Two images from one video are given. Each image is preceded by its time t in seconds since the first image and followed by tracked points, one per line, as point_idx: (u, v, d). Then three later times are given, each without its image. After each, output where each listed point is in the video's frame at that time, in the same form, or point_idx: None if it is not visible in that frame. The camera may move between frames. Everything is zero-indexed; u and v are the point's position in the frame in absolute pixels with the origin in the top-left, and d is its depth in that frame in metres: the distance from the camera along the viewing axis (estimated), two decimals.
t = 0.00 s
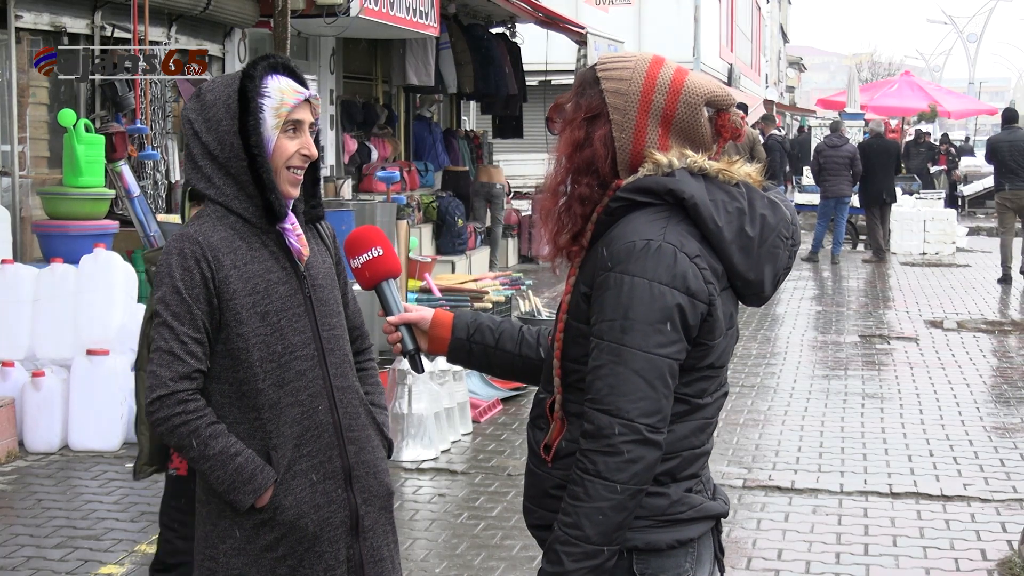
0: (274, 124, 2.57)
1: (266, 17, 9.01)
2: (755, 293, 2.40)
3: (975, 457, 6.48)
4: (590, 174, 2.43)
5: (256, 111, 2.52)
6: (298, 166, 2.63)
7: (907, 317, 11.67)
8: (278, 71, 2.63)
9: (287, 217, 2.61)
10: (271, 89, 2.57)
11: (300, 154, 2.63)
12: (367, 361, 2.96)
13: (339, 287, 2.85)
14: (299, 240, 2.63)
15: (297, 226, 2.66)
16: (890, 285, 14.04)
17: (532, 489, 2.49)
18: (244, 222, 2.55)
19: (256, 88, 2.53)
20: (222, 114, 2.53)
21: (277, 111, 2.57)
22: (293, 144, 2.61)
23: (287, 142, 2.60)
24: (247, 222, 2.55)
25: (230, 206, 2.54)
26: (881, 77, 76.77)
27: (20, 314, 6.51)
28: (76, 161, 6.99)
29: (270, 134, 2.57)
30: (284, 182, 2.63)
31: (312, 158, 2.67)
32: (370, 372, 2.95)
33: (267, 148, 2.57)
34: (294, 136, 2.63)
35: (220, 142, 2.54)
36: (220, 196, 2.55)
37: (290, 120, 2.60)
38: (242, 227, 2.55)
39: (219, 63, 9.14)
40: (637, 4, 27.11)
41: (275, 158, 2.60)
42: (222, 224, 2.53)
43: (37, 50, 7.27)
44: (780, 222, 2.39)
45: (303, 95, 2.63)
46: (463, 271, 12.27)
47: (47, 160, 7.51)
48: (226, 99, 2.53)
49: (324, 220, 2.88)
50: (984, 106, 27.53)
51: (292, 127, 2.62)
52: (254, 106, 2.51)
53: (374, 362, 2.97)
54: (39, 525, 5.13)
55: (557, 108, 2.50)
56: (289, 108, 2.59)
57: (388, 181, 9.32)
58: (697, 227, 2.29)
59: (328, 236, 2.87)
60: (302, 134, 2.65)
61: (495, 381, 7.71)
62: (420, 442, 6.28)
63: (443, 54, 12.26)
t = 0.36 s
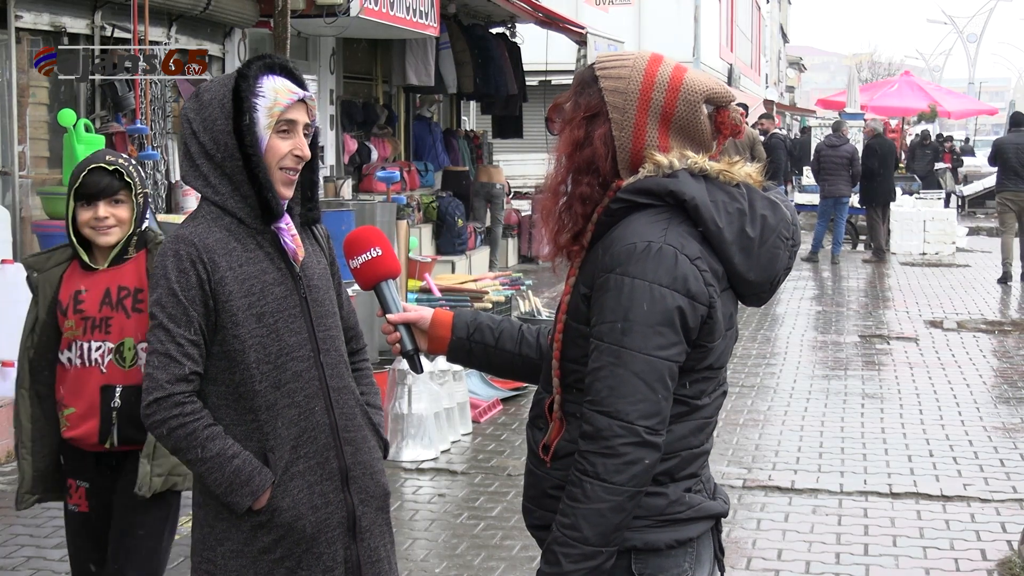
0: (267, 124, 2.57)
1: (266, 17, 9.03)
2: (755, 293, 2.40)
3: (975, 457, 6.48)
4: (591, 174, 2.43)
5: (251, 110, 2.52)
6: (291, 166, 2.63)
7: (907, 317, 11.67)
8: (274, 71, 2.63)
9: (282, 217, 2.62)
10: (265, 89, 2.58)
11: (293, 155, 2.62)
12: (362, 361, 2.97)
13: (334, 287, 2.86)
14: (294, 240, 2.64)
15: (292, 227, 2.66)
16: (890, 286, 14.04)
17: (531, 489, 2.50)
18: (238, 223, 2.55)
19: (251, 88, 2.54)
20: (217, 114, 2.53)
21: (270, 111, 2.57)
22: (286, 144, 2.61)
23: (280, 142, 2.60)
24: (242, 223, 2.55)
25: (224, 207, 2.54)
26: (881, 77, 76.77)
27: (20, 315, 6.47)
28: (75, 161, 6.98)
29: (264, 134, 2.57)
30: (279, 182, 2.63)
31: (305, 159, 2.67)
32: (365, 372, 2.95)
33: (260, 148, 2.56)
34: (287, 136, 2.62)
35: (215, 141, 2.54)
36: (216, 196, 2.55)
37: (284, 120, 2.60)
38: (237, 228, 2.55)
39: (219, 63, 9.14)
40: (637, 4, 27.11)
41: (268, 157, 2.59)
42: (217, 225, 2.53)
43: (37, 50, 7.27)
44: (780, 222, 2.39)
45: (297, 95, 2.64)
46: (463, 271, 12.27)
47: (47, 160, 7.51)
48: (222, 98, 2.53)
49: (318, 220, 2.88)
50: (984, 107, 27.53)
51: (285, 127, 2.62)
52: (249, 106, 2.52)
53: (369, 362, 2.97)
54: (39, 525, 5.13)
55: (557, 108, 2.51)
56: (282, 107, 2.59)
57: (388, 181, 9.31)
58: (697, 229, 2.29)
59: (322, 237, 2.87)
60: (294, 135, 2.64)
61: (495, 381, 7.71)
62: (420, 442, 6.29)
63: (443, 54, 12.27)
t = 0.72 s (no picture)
0: (275, 126, 2.57)
1: (265, 17, 9.04)
2: (757, 294, 2.40)
3: (975, 457, 6.48)
4: (592, 175, 2.43)
5: (259, 111, 2.51)
6: (294, 168, 2.63)
7: (907, 317, 11.67)
8: (277, 72, 2.62)
9: (280, 218, 2.61)
10: (272, 90, 2.57)
11: (297, 157, 2.63)
12: (360, 361, 2.97)
13: (331, 287, 2.86)
14: (292, 241, 2.63)
15: (290, 228, 2.65)
16: (890, 285, 14.05)
17: (533, 489, 2.50)
18: (236, 223, 2.55)
19: (258, 88, 2.52)
20: (219, 112, 2.52)
21: (279, 113, 2.57)
22: (290, 147, 2.61)
23: (287, 144, 2.60)
24: (239, 223, 2.55)
25: (222, 207, 2.54)
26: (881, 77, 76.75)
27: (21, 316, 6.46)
28: (76, 161, 7.01)
29: (272, 135, 2.57)
30: (281, 182, 2.63)
31: (308, 160, 2.68)
32: (363, 372, 2.95)
33: (267, 150, 2.56)
34: (293, 137, 2.63)
35: (216, 140, 2.52)
36: (212, 197, 2.55)
37: (291, 122, 2.60)
38: (235, 228, 2.55)
39: (219, 63, 9.14)
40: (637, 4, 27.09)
41: (275, 159, 2.59)
42: (213, 226, 2.53)
43: (37, 50, 7.27)
44: (782, 223, 2.39)
45: (302, 97, 2.64)
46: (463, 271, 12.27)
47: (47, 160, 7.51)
48: (225, 97, 2.52)
49: (316, 220, 2.88)
50: (984, 107, 27.53)
51: (291, 129, 2.62)
52: (257, 107, 2.51)
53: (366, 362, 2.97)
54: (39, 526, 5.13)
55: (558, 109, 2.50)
56: (291, 109, 2.59)
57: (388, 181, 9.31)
58: (698, 230, 2.29)
59: (320, 236, 2.87)
60: (300, 136, 2.64)
61: (495, 381, 7.71)
62: (420, 442, 6.29)
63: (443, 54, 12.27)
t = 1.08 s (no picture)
0: (270, 126, 2.57)
1: (265, 17, 9.03)
2: (757, 294, 2.40)
3: (975, 457, 6.48)
4: (588, 178, 2.42)
5: (254, 112, 2.51)
6: (292, 168, 2.63)
7: (907, 317, 11.67)
8: (274, 72, 2.62)
9: (278, 218, 2.61)
10: (268, 90, 2.57)
11: (294, 157, 2.63)
12: (359, 361, 2.97)
13: (331, 287, 2.86)
14: (291, 242, 2.62)
15: (288, 229, 2.65)
16: (889, 285, 14.05)
17: (534, 489, 2.49)
18: (234, 223, 2.55)
19: (254, 89, 2.52)
20: (216, 113, 2.52)
21: (274, 113, 2.57)
22: (288, 146, 2.61)
23: (283, 143, 2.60)
24: (238, 224, 2.55)
25: (221, 207, 2.54)
26: (881, 77, 76.75)
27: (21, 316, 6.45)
28: (76, 161, 6.99)
29: (268, 135, 2.57)
30: (278, 183, 2.63)
31: (305, 160, 2.67)
32: (362, 372, 2.95)
33: (263, 149, 2.56)
34: (290, 138, 2.62)
35: (213, 141, 2.53)
36: (211, 197, 2.55)
37: (287, 122, 2.60)
38: (234, 229, 2.55)
39: (219, 63, 9.14)
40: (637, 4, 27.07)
41: (271, 159, 2.59)
42: (212, 226, 2.53)
43: (37, 50, 7.27)
44: (780, 222, 2.39)
45: (299, 97, 2.64)
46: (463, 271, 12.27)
47: (47, 160, 7.51)
48: (222, 98, 2.52)
49: (315, 220, 2.88)
50: (984, 107, 27.53)
51: (287, 129, 2.62)
52: (253, 107, 2.51)
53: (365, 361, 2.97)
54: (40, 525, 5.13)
55: (553, 113, 2.51)
56: (286, 110, 2.59)
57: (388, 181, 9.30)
58: (696, 229, 2.29)
59: (319, 237, 2.87)
60: (297, 136, 2.64)
61: (495, 381, 7.71)
62: (421, 442, 6.29)
63: (443, 54, 12.27)
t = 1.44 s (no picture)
0: (266, 123, 2.57)
1: (265, 17, 9.03)
2: (758, 293, 2.40)
3: (975, 457, 6.48)
4: (590, 167, 2.42)
5: (250, 110, 2.51)
6: (288, 165, 2.63)
7: (907, 317, 11.67)
8: (269, 71, 2.62)
9: (276, 217, 2.60)
10: (262, 87, 2.57)
11: (290, 154, 2.63)
12: (355, 362, 2.97)
13: (328, 288, 2.86)
14: (288, 241, 2.62)
15: (286, 228, 2.65)
16: (889, 285, 14.05)
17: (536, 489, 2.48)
18: (232, 223, 2.55)
19: (248, 87, 2.52)
20: (213, 113, 2.52)
21: (269, 110, 2.57)
22: (283, 144, 2.61)
23: (278, 141, 2.60)
24: (235, 224, 2.55)
25: (219, 207, 2.54)
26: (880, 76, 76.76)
27: (21, 315, 6.47)
28: (76, 161, 6.99)
29: (263, 132, 2.57)
30: (274, 181, 2.63)
31: (301, 158, 2.67)
32: (359, 372, 2.95)
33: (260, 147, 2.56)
34: (285, 135, 2.63)
35: (210, 141, 2.53)
36: (209, 197, 2.55)
37: (282, 119, 2.60)
38: (231, 229, 2.55)
39: (219, 63, 9.14)
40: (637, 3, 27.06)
41: (267, 156, 2.59)
42: (210, 226, 2.53)
43: (37, 50, 7.27)
44: (781, 221, 2.39)
45: (294, 95, 2.64)
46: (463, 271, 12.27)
47: (47, 160, 7.51)
48: (218, 98, 2.52)
49: (312, 221, 2.88)
50: (983, 107, 27.53)
51: (283, 126, 2.62)
52: (248, 106, 2.51)
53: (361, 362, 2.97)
54: (40, 525, 5.13)
55: (561, 101, 2.51)
56: (281, 107, 2.59)
57: (387, 181, 9.29)
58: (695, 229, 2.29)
59: (316, 237, 2.87)
60: (292, 133, 2.65)
61: (495, 381, 7.71)
62: (421, 442, 6.29)
63: (443, 55, 12.27)
